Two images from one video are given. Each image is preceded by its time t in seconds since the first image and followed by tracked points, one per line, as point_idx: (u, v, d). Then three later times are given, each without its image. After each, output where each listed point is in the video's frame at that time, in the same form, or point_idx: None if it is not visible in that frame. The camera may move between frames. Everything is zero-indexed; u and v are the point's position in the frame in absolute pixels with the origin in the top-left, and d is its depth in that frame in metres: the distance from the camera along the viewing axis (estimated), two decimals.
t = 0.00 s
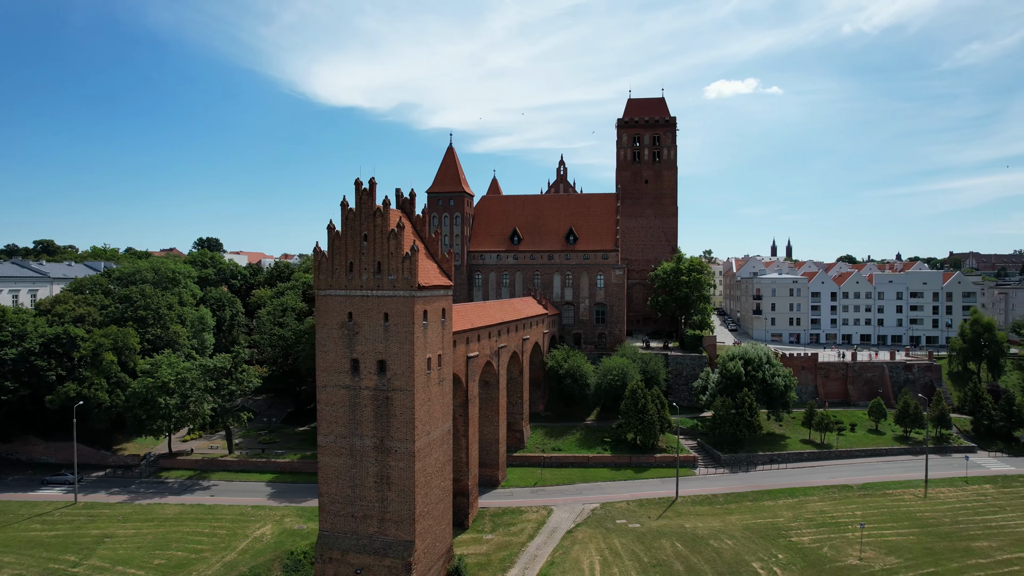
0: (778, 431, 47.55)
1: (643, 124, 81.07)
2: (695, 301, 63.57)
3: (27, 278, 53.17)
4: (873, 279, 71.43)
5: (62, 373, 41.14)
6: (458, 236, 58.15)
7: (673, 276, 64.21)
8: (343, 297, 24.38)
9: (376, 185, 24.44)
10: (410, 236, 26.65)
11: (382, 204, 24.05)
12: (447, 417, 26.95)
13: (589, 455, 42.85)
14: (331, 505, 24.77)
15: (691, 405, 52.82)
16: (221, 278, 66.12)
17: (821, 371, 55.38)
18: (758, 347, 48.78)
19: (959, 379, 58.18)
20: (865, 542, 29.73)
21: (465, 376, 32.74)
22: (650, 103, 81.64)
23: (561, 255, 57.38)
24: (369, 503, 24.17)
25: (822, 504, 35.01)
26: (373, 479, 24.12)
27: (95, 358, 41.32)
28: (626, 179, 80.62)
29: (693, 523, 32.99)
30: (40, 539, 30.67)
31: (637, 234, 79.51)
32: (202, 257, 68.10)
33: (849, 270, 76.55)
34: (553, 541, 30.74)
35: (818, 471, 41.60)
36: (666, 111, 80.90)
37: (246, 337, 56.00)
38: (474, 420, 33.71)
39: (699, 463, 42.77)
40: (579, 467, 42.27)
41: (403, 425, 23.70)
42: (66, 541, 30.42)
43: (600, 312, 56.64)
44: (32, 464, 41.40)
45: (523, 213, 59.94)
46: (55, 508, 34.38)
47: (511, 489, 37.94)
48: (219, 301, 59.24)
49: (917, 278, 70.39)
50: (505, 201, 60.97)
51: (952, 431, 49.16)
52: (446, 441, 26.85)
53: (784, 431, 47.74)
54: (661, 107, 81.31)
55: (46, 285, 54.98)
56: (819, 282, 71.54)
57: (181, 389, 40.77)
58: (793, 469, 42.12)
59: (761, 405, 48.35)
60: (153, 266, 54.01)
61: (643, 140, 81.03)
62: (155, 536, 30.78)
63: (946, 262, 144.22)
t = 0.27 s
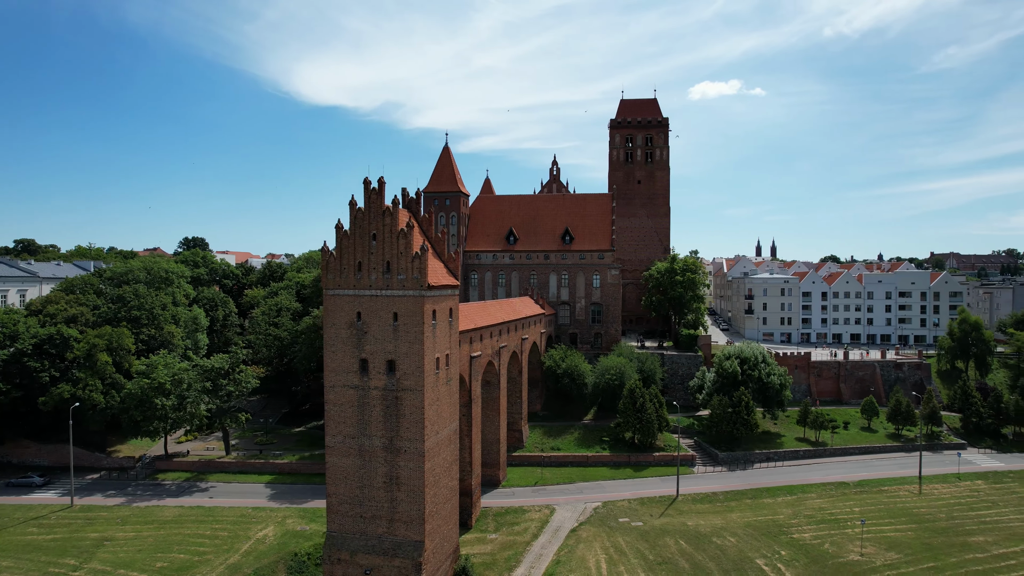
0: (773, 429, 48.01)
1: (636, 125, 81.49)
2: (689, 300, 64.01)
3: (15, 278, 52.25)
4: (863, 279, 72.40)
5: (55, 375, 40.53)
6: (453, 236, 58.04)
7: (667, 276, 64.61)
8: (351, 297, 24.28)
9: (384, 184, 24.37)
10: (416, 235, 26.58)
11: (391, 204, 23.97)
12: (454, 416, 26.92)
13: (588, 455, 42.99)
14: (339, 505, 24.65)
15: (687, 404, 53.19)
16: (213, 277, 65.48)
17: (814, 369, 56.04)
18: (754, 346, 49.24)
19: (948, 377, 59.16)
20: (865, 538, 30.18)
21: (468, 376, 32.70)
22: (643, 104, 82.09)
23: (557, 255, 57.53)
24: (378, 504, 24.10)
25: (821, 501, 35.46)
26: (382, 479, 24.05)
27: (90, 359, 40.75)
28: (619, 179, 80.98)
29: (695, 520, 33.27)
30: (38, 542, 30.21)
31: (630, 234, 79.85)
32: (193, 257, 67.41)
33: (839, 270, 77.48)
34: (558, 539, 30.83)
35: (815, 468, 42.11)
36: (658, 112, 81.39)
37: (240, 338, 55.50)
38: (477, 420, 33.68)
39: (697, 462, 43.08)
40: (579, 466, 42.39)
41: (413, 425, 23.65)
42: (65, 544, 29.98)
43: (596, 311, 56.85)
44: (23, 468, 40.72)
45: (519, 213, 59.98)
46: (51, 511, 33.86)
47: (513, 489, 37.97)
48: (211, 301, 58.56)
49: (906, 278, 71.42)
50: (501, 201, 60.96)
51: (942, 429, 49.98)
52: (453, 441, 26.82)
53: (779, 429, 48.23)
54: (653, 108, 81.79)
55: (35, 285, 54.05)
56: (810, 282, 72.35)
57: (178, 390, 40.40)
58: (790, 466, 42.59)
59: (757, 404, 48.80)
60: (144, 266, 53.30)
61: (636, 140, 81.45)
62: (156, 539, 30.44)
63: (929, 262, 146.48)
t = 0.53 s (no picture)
0: (768, 427, 48.53)
1: (628, 125, 81.89)
2: (683, 300, 64.47)
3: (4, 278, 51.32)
4: (852, 279, 73.36)
5: (48, 376, 39.92)
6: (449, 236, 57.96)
7: (661, 276, 65.02)
8: (359, 297, 24.19)
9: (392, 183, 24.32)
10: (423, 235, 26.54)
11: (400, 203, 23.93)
12: (461, 416, 26.90)
13: (587, 454, 43.13)
14: (347, 506, 24.55)
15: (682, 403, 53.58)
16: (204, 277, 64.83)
17: (806, 368, 56.73)
18: (749, 346, 49.75)
19: (936, 376, 60.15)
20: (864, 534, 30.64)
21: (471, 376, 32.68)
22: (635, 104, 82.49)
23: (553, 254, 57.69)
24: (387, 504, 24.03)
25: (818, 498, 35.91)
26: (391, 479, 23.99)
27: (84, 360, 40.19)
28: (612, 179, 81.34)
29: (696, 518, 33.55)
30: (35, 546, 29.74)
31: (623, 234, 80.21)
32: (185, 256, 66.75)
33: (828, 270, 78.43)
34: (561, 539, 30.93)
35: (810, 466, 42.64)
36: (650, 112, 81.84)
37: (234, 338, 55.02)
38: (479, 420, 33.66)
39: (695, 460, 43.43)
40: (578, 465, 42.53)
41: (422, 425, 23.61)
42: (63, 548, 29.55)
43: (592, 311, 57.07)
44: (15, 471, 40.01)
45: (514, 212, 60.03)
46: (47, 514, 33.35)
47: (513, 488, 38.01)
48: (203, 301, 57.90)
49: (894, 278, 72.48)
50: (496, 201, 60.97)
51: (932, 426, 50.80)
52: (460, 441, 26.80)
53: (773, 427, 48.78)
54: (646, 108, 82.23)
55: (23, 284, 53.13)
56: (801, 282, 73.17)
57: (174, 392, 39.99)
58: (786, 464, 43.07)
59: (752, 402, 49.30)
60: (136, 266, 52.62)
61: (628, 141, 81.85)
62: (156, 541, 30.10)
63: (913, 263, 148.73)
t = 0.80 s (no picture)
0: (766, 426, 48.97)
1: (622, 126, 82.23)
2: (678, 300, 64.86)
3: None
4: (844, 279, 74.18)
5: (43, 377, 39.39)
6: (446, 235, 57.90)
7: (657, 276, 65.41)
8: (369, 297, 24.14)
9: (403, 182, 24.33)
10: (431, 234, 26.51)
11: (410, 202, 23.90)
12: (468, 416, 26.89)
13: (587, 453, 43.29)
14: (356, 507, 24.46)
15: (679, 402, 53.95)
16: (199, 276, 64.30)
17: (801, 367, 57.34)
18: (746, 345, 50.17)
19: (928, 374, 61.01)
20: (865, 531, 31.05)
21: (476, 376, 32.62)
22: (629, 105, 82.86)
23: (550, 254, 57.82)
24: (397, 504, 23.98)
25: (818, 496, 36.33)
26: (401, 479, 23.95)
27: (80, 361, 39.69)
28: (606, 179, 81.67)
29: (699, 516, 33.82)
30: (35, 549, 29.35)
31: (617, 233, 80.48)
32: (178, 255, 66.16)
33: (820, 270, 79.28)
34: (567, 537, 31.05)
35: (808, 463, 43.09)
36: (644, 113, 82.22)
37: (230, 338, 54.61)
38: (484, 420, 33.68)
39: (694, 459, 43.73)
40: (578, 464, 42.65)
41: (432, 424, 23.61)
42: (64, 551, 29.19)
43: (589, 311, 57.27)
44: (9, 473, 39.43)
45: (511, 212, 60.06)
46: (45, 517, 32.91)
47: (516, 488, 38.05)
48: (197, 301, 57.29)
49: (885, 278, 73.39)
50: (493, 200, 60.96)
51: (925, 424, 51.51)
52: (468, 440, 26.83)
53: (770, 425, 49.29)
54: (640, 109, 82.61)
55: (14, 284, 52.34)
56: (794, 282, 73.85)
57: (172, 392, 39.66)
58: (784, 462, 43.50)
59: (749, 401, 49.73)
60: (129, 266, 51.98)
61: (622, 141, 82.19)
62: (159, 543, 29.84)
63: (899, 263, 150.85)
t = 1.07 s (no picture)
0: (764, 425, 49.35)
1: (618, 126, 82.51)
2: (675, 300, 65.19)
3: None
4: (838, 279, 74.89)
5: (41, 378, 38.94)
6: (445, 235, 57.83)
7: (654, 275, 65.70)
8: (381, 297, 24.10)
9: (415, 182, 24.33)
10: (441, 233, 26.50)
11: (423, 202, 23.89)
12: (478, 416, 26.90)
13: (589, 452, 43.42)
14: (367, 507, 24.40)
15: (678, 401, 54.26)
16: (194, 276, 63.82)
17: (797, 366, 57.84)
18: (745, 344, 50.52)
19: (922, 373, 61.76)
20: (869, 528, 31.42)
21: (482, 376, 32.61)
22: (625, 105, 83.16)
23: (549, 254, 57.93)
24: (409, 504, 23.96)
25: (819, 493, 36.70)
26: (413, 479, 23.93)
27: (78, 362, 39.28)
28: (602, 179, 81.93)
29: (703, 514, 34.07)
30: (38, 552, 29.01)
31: (613, 233, 80.71)
32: (173, 255, 65.65)
33: (814, 270, 79.97)
34: (574, 536, 31.16)
35: (808, 461, 43.52)
36: (640, 113, 82.56)
37: (228, 338, 54.24)
38: (489, 420, 33.70)
39: (694, 458, 43.99)
40: (580, 463, 42.75)
41: (445, 424, 23.61)
42: (68, 553, 28.88)
43: (588, 310, 57.45)
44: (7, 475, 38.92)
45: (510, 212, 60.09)
46: (46, 519, 32.53)
47: (520, 487, 38.08)
48: (193, 301, 56.78)
49: (878, 278, 74.19)
50: (492, 200, 60.97)
51: (920, 422, 52.11)
52: (477, 440, 26.86)
53: (768, 424, 49.68)
54: (636, 109, 82.93)
55: (8, 284, 51.65)
56: (788, 282, 74.46)
57: (173, 393, 39.39)
58: (784, 460, 43.89)
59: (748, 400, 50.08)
60: (126, 266, 51.48)
61: (618, 141, 82.47)
62: (164, 545, 29.60)
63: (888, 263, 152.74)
